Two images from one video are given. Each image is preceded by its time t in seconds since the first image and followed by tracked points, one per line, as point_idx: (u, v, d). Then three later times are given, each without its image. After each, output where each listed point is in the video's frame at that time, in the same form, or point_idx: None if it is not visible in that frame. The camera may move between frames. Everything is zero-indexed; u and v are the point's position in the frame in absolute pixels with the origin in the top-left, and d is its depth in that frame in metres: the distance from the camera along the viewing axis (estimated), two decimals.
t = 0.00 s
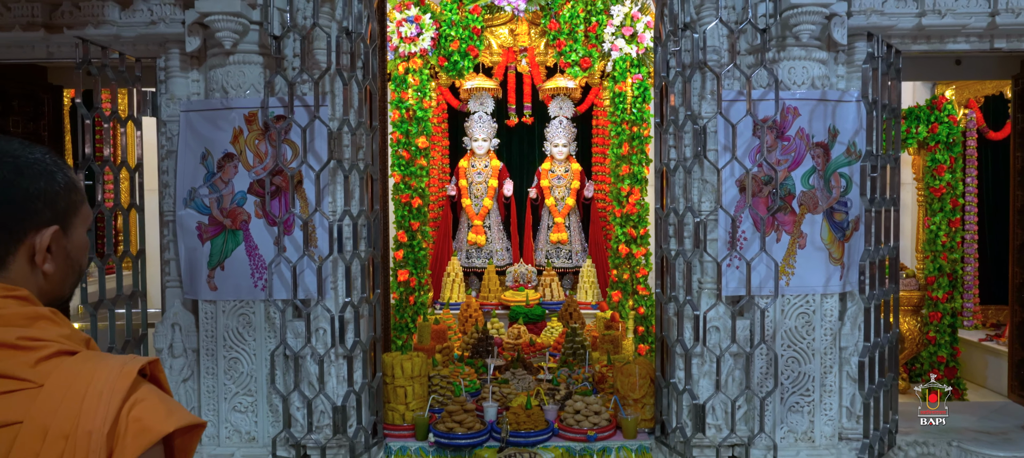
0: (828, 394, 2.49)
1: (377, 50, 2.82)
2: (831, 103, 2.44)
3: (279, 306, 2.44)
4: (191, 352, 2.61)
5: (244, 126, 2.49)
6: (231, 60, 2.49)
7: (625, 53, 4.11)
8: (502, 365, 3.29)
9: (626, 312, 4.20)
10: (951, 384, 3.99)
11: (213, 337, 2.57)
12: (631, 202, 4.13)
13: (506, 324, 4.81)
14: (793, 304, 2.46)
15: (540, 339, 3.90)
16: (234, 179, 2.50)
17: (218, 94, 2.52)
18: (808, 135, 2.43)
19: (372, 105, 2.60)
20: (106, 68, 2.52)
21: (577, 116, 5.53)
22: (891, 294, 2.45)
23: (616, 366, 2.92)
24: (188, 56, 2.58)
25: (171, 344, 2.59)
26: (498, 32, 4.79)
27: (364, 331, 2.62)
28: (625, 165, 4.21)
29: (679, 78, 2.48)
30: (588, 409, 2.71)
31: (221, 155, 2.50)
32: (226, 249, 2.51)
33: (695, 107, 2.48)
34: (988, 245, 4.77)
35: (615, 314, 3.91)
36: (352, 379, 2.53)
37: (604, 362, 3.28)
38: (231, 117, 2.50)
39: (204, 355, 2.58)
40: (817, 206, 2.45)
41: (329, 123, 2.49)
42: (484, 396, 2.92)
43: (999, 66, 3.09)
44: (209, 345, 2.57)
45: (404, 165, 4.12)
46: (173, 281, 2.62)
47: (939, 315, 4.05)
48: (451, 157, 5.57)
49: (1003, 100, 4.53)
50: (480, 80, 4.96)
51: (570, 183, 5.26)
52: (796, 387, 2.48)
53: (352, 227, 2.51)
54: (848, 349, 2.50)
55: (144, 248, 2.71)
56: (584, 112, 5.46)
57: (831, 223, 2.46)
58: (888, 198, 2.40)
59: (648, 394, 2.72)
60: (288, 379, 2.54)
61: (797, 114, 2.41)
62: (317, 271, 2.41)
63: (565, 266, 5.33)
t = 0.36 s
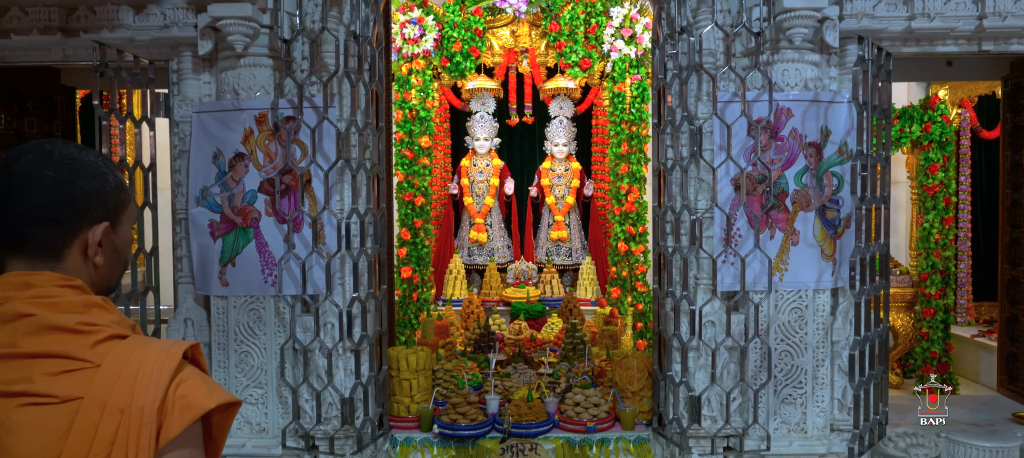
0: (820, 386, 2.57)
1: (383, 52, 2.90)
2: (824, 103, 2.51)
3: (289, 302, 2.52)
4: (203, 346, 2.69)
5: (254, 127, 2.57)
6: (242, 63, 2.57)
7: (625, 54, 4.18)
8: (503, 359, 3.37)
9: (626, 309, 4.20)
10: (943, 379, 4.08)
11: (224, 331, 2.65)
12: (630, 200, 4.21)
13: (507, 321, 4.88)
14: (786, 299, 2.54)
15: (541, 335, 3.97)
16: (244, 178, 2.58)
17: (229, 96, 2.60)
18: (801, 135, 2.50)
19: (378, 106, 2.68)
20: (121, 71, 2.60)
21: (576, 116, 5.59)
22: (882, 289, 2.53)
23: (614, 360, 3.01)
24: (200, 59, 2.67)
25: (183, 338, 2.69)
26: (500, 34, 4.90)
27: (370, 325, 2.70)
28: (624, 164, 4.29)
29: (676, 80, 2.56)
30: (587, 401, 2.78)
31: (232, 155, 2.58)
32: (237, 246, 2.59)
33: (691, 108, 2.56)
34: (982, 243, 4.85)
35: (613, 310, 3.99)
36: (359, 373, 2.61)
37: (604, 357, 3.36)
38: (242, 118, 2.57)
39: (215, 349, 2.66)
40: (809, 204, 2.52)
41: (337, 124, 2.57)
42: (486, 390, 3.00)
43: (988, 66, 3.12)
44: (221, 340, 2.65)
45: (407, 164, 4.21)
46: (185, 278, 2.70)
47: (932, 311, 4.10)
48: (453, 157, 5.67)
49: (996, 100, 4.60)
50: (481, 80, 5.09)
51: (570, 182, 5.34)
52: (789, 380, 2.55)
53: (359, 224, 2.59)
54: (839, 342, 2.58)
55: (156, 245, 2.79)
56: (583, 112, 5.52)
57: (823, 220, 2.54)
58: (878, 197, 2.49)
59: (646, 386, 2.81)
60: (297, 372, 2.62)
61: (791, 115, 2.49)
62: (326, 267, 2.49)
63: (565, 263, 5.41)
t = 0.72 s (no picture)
0: (813, 378, 2.65)
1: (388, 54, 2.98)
2: (816, 104, 2.59)
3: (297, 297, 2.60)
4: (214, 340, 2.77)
5: (264, 128, 2.65)
6: (252, 66, 2.65)
7: (624, 55, 4.26)
8: (505, 354, 3.45)
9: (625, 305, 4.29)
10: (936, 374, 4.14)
11: (235, 326, 2.73)
12: (629, 198, 4.29)
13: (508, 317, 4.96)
14: (779, 294, 2.62)
15: (542, 331, 4.06)
16: (254, 177, 2.66)
17: (240, 97, 2.68)
18: (795, 135, 2.58)
19: (384, 107, 2.76)
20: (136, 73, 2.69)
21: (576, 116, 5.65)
22: (872, 285, 2.61)
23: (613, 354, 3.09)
24: (211, 61, 2.75)
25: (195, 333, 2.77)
26: (501, 34, 4.99)
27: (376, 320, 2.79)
28: (623, 162, 4.37)
29: (673, 82, 2.64)
30: (587, 394, 2.88)
31: (243, 155, 2.66)
32: (248, 243, 2.67)
33: (688, 109, 2.64)
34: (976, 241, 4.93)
35: (613, 306, 4.07)
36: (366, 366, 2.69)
37: (603, 351, 3.44)
38: (252, 119, 2.65)
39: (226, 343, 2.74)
40: (802, 202, 2.60)
41: (344, 124, 2.65)
42: (489, 383, 3.08)
43: (978, 68, 3.15)
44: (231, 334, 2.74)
45: (410, 162, 4.27)
46: (197, 274, 2.79)
47: (925, 307, 4.19)
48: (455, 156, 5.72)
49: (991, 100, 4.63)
50: (483, 81, 5.17)
51: (571, 180, 5.44)
52: (783, 372, 2.63)
53: (365, 222, 2.67)
54: (831, 336, 2.66)
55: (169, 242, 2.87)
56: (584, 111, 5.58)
57: (815, 218, 2.61)
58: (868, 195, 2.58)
59: (644, 379, 2.89)
60: (305, 366, 2.70)
61: (784, 116, 2.57)
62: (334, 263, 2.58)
63: (566, 261, 5.50)
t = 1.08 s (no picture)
0: (805, 371, 2.73)
1: (392, 55, 3.05)
2: (809, 104, 2.66)
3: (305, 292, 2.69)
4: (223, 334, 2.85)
5: (271, 128, 2.72)
6: (260, 67, 2.72)
7: (623, 55, 4.33)
8: (506, 348, 3.53)
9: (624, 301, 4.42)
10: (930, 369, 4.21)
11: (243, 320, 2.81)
12: (628, 196, 4.34)
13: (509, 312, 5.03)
14: (773, 289, 2.69)
15: (542, 326, 4.14)
16: (262, 175, 2.73)
17: (248, 98, 2.75)
18: (788, 134, 2.65)
19: (388, 107, 2.83)
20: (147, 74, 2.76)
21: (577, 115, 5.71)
22: (863, 280, 2.68)
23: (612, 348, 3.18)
24: (220, 63, 2.82)
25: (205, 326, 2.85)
26: (502, 35, 5.07)
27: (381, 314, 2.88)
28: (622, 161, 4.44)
29: (670, 83, 2.71)
30: (586, 386, 2.96)
31: (251, 153, 2.73)
32: (256, 240, 2.75)
33: (684, 109, 2.71)
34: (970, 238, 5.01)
35: (612, 301, 4.15)
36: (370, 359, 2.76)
37: (602, 346, 3.52)
38: (260, 119, 2.72)
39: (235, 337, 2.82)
40: (795, 199, 2.67)
41: (350, 124, 2.72)
42: (491, 376, 3.15)
43: (971, 67, 3.24)
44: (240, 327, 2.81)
45: (413, 161, 4.32)
46: (206, 269, 2.86)
47: (919, 303, 4.25)
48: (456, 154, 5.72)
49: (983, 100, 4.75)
50: (485, 80, 5.24)
51: (571, 178, 5.51)
52: (776, 365, 2.71)
53: (371, 219, 2.75)
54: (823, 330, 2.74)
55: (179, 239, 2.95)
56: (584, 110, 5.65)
57: (808, 215, 2.69)
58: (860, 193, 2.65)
59: (642, 372, 2.98)
60: (312, 359, 2.78)
61: (778, 116, 2.64)
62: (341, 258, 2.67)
63: (566, 258, 5.57)
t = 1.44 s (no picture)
0: (799, 364, 2.80)
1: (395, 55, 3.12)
2: (802, 104, 2.72)
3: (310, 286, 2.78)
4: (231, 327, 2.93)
5: (278, 127, 2.78)
6: (267, 68, 2.79)
7: (622, 54, 4.40)
8: (507, 342, 3.61)
9: (623, 296, 4.49)
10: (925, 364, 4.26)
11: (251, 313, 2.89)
12: (628, 194, 4.41)
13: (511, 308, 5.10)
14: (767, 284, 2.76)
15: (543, 321, 4.22)
16: (269, 173, 2.80)
17: (255, 98, 2.82)
18: (782, 133, 2.71)
19: (392, 106, 2.91)
20: (156, 75, 2.83)
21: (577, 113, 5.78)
22: (854, 275, 2.75)
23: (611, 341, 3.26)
24: (227, 63, 2.89)
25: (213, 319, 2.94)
26: (503, 35, 5.13)
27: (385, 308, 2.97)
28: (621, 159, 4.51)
29: (666, 83, 2.78)
30: (585, 378, 3.04)
31: (258, 152, 2.79)
32: (263, 236, 2.82)
33: (680, 108, 2.78)
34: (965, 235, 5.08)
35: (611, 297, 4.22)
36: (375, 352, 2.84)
37: (601, 340, 3.59)
38: (267, 118, 2.79)
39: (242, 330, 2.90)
40: (788, 196, 2.73)
41: (355, 123, 2.80)
42: (492, 369, 3.23)
43: (962, 67, 3.33)
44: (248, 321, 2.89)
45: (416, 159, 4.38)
46: (214, 265, 2.94)
47: (915, 297, 4.32)
48: (459, 152, 5.84)
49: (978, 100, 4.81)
50: (486, 79, 5.31)
51: (571, 176, 5.58)
52: (770, 358, 2.78)
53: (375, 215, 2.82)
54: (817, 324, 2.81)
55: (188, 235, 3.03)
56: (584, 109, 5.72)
57: (801, 212, 2.75)
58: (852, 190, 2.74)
59: (639, 364, 3.05)
60: (318, 351, 2.87)
61: (771, 115, 2.70)
62: (345, 253, 2.76)
63: (567, 254, 5.63)
